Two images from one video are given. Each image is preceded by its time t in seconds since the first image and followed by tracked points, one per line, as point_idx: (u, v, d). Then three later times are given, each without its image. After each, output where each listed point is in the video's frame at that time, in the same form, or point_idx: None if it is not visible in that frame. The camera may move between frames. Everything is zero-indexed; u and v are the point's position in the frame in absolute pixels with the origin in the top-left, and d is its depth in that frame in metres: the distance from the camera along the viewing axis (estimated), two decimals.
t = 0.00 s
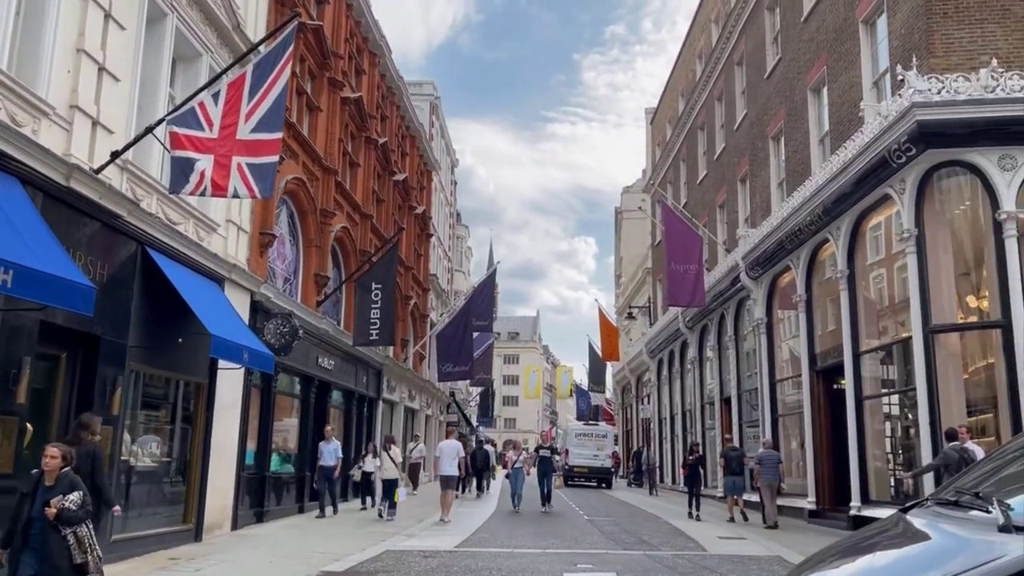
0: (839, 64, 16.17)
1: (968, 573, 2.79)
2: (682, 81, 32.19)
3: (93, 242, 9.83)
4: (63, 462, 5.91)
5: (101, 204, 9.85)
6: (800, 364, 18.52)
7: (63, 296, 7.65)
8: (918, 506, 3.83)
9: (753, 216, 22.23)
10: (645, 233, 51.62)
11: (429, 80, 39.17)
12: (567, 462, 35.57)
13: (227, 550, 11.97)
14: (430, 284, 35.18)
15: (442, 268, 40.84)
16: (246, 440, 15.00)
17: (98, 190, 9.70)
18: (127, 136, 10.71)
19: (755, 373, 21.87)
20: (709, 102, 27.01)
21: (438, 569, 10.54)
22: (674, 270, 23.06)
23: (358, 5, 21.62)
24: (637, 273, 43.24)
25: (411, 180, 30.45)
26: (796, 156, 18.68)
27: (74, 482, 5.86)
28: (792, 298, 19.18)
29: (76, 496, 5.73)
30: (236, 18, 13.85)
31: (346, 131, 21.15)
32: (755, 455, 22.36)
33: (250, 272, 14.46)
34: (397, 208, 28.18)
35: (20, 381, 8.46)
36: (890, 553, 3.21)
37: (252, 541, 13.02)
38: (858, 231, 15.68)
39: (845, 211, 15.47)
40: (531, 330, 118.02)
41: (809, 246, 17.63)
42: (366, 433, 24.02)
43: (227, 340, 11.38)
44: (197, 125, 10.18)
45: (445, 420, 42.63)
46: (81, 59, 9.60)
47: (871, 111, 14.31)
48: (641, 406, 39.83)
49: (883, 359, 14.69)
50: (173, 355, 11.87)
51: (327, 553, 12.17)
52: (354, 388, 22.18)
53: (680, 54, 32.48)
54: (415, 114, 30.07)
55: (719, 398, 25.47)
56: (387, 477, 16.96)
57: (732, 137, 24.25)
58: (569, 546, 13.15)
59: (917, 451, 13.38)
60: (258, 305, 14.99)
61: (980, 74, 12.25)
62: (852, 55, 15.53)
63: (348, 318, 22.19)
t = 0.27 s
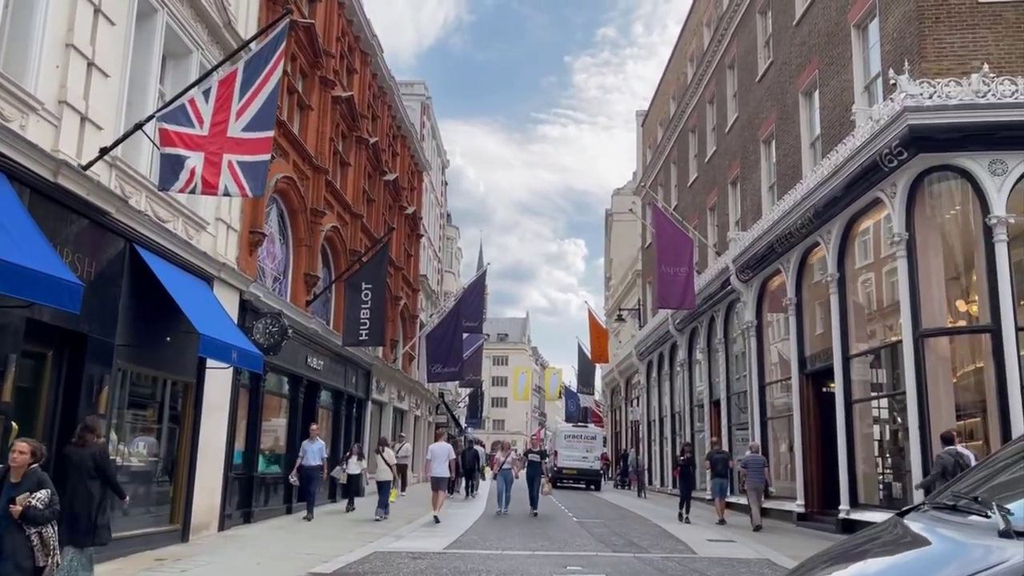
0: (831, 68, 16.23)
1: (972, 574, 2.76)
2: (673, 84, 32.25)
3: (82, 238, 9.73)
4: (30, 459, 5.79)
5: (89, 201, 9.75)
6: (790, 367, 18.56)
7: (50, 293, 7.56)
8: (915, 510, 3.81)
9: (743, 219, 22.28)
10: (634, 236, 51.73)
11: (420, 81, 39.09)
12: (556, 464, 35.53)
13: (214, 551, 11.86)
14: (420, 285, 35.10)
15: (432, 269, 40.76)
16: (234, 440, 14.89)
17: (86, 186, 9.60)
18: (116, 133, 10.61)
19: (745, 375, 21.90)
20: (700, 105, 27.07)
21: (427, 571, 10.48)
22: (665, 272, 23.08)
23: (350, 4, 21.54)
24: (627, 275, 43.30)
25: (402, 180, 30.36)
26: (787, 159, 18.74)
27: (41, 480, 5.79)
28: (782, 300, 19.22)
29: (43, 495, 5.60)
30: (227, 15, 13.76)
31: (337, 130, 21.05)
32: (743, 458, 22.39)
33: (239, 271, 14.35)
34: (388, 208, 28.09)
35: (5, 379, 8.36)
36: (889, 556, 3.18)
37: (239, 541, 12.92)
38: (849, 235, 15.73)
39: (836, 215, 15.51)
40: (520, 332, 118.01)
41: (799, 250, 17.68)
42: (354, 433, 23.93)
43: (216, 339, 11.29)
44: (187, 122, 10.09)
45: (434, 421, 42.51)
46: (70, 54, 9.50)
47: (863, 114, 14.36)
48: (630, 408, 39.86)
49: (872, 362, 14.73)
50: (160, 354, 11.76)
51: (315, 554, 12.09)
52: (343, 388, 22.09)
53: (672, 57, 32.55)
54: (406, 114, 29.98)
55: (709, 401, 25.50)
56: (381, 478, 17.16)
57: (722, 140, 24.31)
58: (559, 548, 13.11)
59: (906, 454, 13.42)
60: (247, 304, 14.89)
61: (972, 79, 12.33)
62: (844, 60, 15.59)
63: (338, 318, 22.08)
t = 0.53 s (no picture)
0: (826, 73, 16.26)
1: None
2: (668, 88, 32.29)
3: (76, 239, 9.70)
4: None
5: (83, 200, 9.69)
6: (784, 371, 18.56)
7: (41, 293, 7.49)
8: (915, 515, 3.79)
9: (738, 223, 22.30)
10: (628, 239, 51.78)
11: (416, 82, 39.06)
12: (549, 467, 35.46)
13: (206, 553, 11.77)
14: (414, 287, 35.05)
15: (426, 271, 40.70)
16: (227, 441, 14.81)
17: (80, 186, 9.55)
18: (110, 132, 10.55)
19: (739, 379, 21.90)
20: (695, 109, 27.11)
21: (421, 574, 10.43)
22: (659, 275, 23.08)
23: (346, 5, 21.49)
24: (621, 278, 43.30)
25: (397, 182, 30.31)
26: (782, 163, 18.76)
27: (15, 490, 5.72)
28: (776, 304, 19.22)
29: (14, 505, 5.61)
30: (223, 15, 13.71)
31: (333, 131, 21.00)
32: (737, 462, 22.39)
33: (233, 272, 14.29)
34: (383, 210, 28.04)
35: None
36: (892, 560, 3.15)
37: (231, 543, 12.84)
38: (844, 239, 15.75)
39: (831, 219, 15.53)
40: (514, 334, 117.95)
41: (794, 254, 17.70)
42: (347, 435, 23.85)
43: (209, 340, 11.22)
44: (182, 121, 10.03)
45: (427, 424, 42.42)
46: (64, 53, 9.44)
47: (858, 119, 14.38)
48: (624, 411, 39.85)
49: (867, 367, 14.74)
50: (153, 354, 11.70)
51: (307, 556, 12.02)
52: (337, 390, 22.02)
53: (667, 60, 32.60)
54: (401, 116, 29.94)
55: (703, 404, 25.49)
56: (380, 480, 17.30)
57: (717, 144, 24.34)
58: (553, 551, 13.08)
59: (901, 459, 13.41)
60: (240, 305, 14.83)
61: (967, 84, 12.36)
62: (839, 64, 15.62)
63: (332, 320, 22.02)
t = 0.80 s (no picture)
0: (825, 76, 16.28)
1: None
2: (666, 91, 32.31)
3: (74, 239, 9.67)
4: None
5: (81, 200, 9.66)
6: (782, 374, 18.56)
7: (39, 293, 7.47)
8: (920, 519, 3.76)
9: (736, 226, 22.31)
10: (625, 242, 51.78)
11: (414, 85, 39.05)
12: (545, 470, 35.42)
13: (202, 555, 11.72)
14: (411, 289, 35.02)
15: (423, 273, 40.64)
16: (223, 443, 14.75)
17: (79, 186, 9.52)
18: (109, 132, 10.51)
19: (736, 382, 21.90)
20: (694, 112, 27.13)
21: None
22: (656, 278, 23.09)
23: (345, 7, 21.47)
24: (619, 281, 43.28)
25: (395, 184, 30.28)
26: (781, 167, 18.76)
27: None
28: (774, 308, 19.23)
29: None
30: (222, 15, 13.68)
31: (331, 132, 20.96)
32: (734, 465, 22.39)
33: (231, 273, 14.25)
34: (380, 211, 28.00)
35: None
36: (899, 564, 3.12)
37: (228, 546, 12.79)
38: (842, 243, 15.76)
39: (829, 223, 15.54)
40: (510, 337, 117.88)
41: (792, 257, 17.71)
42: (344, 437, 23.80)
43: (207, 341, 11.19)
44: (181, 122, 10.01)
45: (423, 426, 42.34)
46: (63, 52, 9.41)
47: (857, 123, 14.40)
48: (620, 414, 39.83)
49: (865, 371, 14.74)
50: (150, 355, 11.66)
51: (304, 558, 11.96)
52: (334, 392, 21.98)
53: (665, 64, 32.62)
54: (399, 118, 29.91)
55: (700, 407, 25.47)
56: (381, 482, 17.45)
57: (716, 147, 24.35)
58: (551, 555, 13.06)
59: (899, 464, 13.41)
60: (238, 306, 14.80)
61: (966, 88, 12.38)
62: (838, 68, 15.63)
63: (329, 322, 21.98)
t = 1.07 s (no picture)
0: (826, 81, 16.31)
1: None
2: (666, 95, 32.36)
3: (77, 240, 9.66)
4: None
5: (84, 201, 9.66)
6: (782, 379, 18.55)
7: (42, 294, 7.46)
8: (932, 522, 3.76)
9: (736, 230, 22.32)
10: (624, 246, 51.86)
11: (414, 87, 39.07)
12: (544, 473, 35.39)
13: (202, 558, 11.69)
14: (411, 292, 35.01)
15: (423, 276, 40.62)
16: (224, 445, 14.73)
17: (81, 186, 9.52)
18: (112, 133, 10.51)
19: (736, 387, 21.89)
20: (694, 116, 27.16)
21: None
22: (656, 282, 23.09)
23: (346, 9, 21.49)
24: (618, 285, 43.30)
25: (395, 186, 30.28)
26: (782, 171, 18.78)
27: None
28: (775, 312, 19.23)
29: None
30: (225, 17, 13.69)
31: (332, 135, 20.96)
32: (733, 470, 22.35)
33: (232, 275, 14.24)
34: (381, 214, 28.01)
35: None
36: (914, 567, 3.11)
37: (228, 548, 12.76)
38: (843, 247, 15.76)
39: (831, 227, 15.54)
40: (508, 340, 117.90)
41: (793, 261, 17.72)
42: (344, 440, 23.79)
43: (209, 343, 11.18)
44: (185, 123, 10.00)
45: (422, 429, 42.29)
46: (67, 53, 9.41)
47: (859, 127, 14.42)
48: (619, 418, 39.84)
49: (866, 375, 14.73)
50: (152, 356, 11.64)
51: (305, 561, 11.95)
52: (334, 394, 21.95)
53: (665, 68, 32.67)
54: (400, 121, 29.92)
55: (700, 411, 25.47)
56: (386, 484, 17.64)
57: (716, 151, 24.38)
58: (552, 558, 13.04)
59: (900, 468, 13.41)
60: (240, 308, 14.81)
61: (968, 93, 12.41)
62: (840, 73, 15.66)
63: (329, 324, 21.96)
